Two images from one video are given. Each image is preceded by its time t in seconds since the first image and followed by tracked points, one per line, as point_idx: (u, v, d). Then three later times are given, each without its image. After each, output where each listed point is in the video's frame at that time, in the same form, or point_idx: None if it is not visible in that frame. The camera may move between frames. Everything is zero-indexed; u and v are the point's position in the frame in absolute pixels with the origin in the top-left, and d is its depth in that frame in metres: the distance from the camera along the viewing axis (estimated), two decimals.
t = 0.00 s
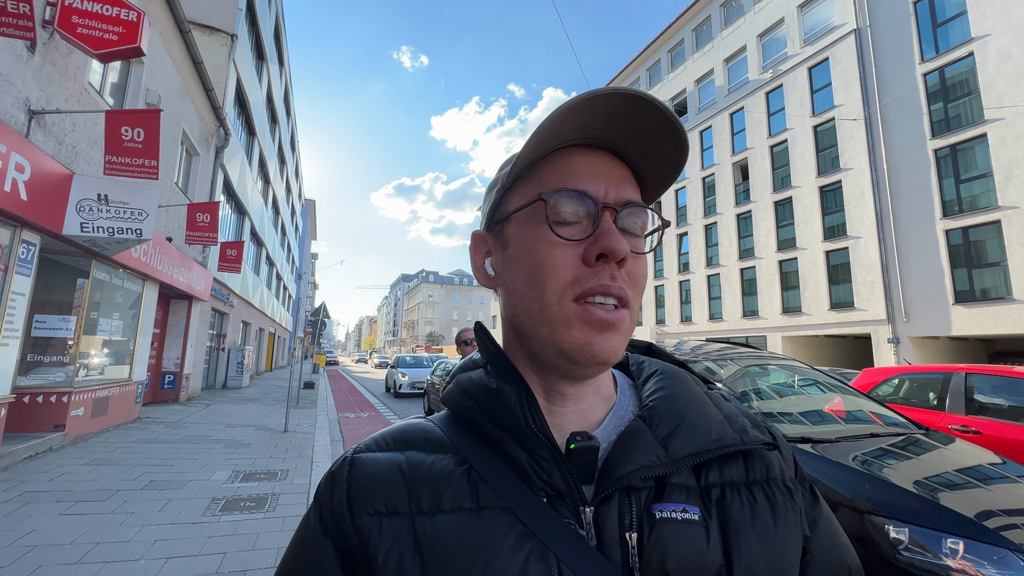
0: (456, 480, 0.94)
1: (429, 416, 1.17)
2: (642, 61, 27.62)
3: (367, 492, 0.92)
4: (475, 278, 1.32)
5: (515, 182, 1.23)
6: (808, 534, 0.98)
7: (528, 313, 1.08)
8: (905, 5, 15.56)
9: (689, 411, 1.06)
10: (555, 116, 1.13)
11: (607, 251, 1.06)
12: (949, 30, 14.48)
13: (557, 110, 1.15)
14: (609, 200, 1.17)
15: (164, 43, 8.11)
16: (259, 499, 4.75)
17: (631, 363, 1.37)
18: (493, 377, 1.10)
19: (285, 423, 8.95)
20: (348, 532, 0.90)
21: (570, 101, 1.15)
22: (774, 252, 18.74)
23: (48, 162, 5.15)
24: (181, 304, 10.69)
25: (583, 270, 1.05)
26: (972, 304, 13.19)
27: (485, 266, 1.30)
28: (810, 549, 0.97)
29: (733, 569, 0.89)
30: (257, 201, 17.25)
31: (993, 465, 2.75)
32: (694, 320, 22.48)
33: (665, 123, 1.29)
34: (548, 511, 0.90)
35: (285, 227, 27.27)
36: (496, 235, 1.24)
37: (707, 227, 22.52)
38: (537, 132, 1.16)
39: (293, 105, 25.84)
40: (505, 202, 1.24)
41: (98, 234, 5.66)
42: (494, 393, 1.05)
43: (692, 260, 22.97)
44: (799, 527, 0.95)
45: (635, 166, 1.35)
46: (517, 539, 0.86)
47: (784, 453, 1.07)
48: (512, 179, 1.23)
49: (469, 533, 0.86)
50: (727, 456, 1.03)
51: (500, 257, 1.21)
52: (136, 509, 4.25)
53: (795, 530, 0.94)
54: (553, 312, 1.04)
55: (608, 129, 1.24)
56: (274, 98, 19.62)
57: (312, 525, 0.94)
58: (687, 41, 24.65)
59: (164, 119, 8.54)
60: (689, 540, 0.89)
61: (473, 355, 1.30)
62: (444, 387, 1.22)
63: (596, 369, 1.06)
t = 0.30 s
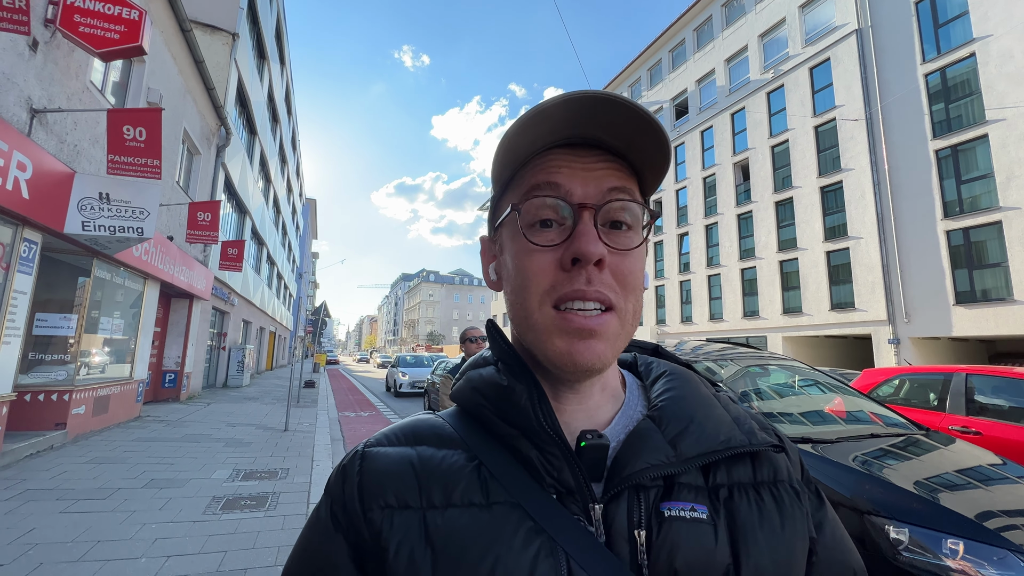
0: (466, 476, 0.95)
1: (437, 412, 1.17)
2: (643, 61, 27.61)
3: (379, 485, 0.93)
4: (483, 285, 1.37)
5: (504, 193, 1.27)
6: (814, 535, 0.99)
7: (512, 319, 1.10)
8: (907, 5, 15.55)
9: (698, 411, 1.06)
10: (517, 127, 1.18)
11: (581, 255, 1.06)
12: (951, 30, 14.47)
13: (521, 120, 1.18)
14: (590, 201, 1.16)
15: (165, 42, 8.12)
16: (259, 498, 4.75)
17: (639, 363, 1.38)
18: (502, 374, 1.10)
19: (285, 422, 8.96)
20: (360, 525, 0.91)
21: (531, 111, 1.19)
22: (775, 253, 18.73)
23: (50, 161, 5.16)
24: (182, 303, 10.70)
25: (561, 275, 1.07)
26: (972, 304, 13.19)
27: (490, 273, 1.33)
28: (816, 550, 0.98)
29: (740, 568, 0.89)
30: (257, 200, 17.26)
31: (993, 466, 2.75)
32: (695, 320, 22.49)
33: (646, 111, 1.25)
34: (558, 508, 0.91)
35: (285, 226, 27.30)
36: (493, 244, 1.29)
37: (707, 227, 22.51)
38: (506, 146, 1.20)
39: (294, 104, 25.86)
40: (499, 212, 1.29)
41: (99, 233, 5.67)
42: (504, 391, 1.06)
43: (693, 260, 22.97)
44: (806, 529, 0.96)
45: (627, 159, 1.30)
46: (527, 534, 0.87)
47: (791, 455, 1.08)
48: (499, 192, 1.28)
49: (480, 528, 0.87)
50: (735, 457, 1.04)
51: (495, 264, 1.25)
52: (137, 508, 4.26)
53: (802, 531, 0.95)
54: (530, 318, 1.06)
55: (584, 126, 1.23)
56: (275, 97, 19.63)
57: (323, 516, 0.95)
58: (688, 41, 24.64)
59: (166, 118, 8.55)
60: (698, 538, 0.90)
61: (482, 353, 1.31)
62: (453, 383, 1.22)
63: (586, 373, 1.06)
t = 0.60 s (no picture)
0: (464, 478, 0.94)
1: (435, 412, 1.17)
2: (644, 60, 27.60)
3: (376, 487, 0.93)
4: (481, 285, 1.35)
5: (502, 191, 1.26)
6: (812, 539, 0.98)
7: (513, 319, 1.10)
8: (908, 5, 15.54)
9: (697, 413, 1.06)
10: (514, 126, 1.18)
11: (582, 254, 1.06)
12: (952, 31, 14.46)
13: (519, 118, 1.17)
14: (589, 197, 1.16)
15: (165, 40, 8.10)
16: (258, 497, 4.74)
17: (639, 365, 1.37)
18: (501, 375, 1.10)
19: (285, 421, 8.94)
20: (356, 526, 0.90)
21: (529, 108, 1.19)
22: (775, 253, 18.72)
23: (51, 159, 5.17)
24: (182, 301, 10.70)
25: (562, 275, 1.06)
26: (972, 305, 13.18)
27: (489, 273, 1.32)
28: (815, 554, 0.98)
29: (739, 571, 0.89)
30: (257, 199, 17.26)
31: (992, 466, 2.75)
32: (695, 320, 22.48)
33: (643, 106, 1.25)
34: (556, 510, 0.90)
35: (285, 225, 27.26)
36: (493, 243, 1.27)
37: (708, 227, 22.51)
38: (504, 143, 1.19)
39: (293, 103, 25.80)
40: (497, 210, 1.28)
41: (99, 231, 5.66)
42: (502, 392, 1.06)
43: (693, 260, 22.97)
44: (804, 534, 0.95)
45: (626, 155, 1.29)
46: (524, 537, 0.86)
47: (790, 458, 1.07)
48: (498, 191, 1.28)
49: (477, 529, 0.87)
50: (734, 461, 1.03)
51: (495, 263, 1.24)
52: (136, 506, 4.26)
53: (802, 536, 0.94)
54: (532, 318, 1.05)
55: (582, 123, 1.22)
56: (276, 96, 19.63)
57: (319, 518, 0.95)
58: (689, 41, 24.62)
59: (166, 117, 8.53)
60: (698, 542, 0.89)
61: (481, 353, 1.30)
62: (451, 383, 1.22)
63: (586, 375, 1.06)
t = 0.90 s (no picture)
0: (465, 482, 0.94)
1: (435, 415, 1.16)
2: (644, 59, 27.57)
3: (376, 491, 0.92)
4: (482, 286, 1.33)
5: (505, 191, 1.24)
6: (816, 545, 0.97)
7: (519, 321, 1.08)
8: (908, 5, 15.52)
9: (701, 417, 1.05)
10: (521, 125, 1.15)
11: (591, 257, 1.05)
12: (952, 30, 14.45)
13: (526, 117, 1.15)
14: (596, 199, 1.15)
15: (164, 38, 8.08)
16: (258, 496, 4.74)
17: (641, 367, 1.37)
18: (502, 379, 1.09)
19: (284, 420, 8.93)
20: (356, 531, 0.90)
21: (536, 109, 1.16)
22: (774, 252, 18.73)
23: (49, 157, 5.14)
24: (181, 300, 10.68)
25: (569, 278, 1.05)
26: (971, 305, 13.19)
27: (491, 274, 1.31)
28: (819, 559, 0.97)
29: None
30: (257, 197, 17.24)
31: (991, 466, 2.75)
32: (694, 319, 22.49)
33: (647, 108, 1.24)
34: (558, 515, 0.90)
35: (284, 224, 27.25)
36: (495, 244, 1.26)
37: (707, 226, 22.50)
38: (511, 142, 1.17)
39: (293, 101, 25.76)
40: (500, 211, 1.26)
41: (98, 229, 5.64)
42: (504, 396, 1.05)
43: (692, 259, 22.98)
44: (809, 539, 0.95)
45: (629, 157, 1.29)
46: (526, 543, 0.85)
47: (793, 463, 1.07)
48: (501, 191, 1.25)
49: (478, 534, 0.86)
50: (739, 465, 1.02)
51: (497, 265, 1.22)
52: (135, 505, 4.25)
53: (806, 541, 0.93)
54: (539, 321, 1.04)
55: (588, 124, 1.21)
56: (275, 94, 19.60)
57: (318, 523, 0.94)
58: (689, 40, 24.59)
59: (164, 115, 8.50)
60: (701, 548, 0.88)
61: (481, 355, 1.29)
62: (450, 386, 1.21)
63: (592, 377, 1.05)
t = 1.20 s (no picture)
0: (471, 479, 0.94)
1: (440, 412, 1.16)
2: (643, 58, 27.53)
3: (382, 489, 0.92)
4: (488, 281, 1.33)
5: (518, 184, 1.23)
6: (820, 539, 0.98)
7: (532, 317, 1.08)
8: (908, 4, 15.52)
9: (705, 414, 1.05)
10: (543, 117, 1.13)
11: (608, 253, 1.05)
12: (952, 30, 14.44)
13: (548, 110, 1.13)
14: (612, 196, 1.15)
15: (163, 36, 8.06)
16: (258, 494, 4.75)
17: (645, 364, 1.37)
18: (509, 375, 1.09)
19: (284, 418, 8.94)
20: (363, 528, 0.90)
21: (557, 101, 1.15)
22: (773, 251, 18.75)
23: (48, 155, 5.13)
24: (180, 298, 10.68)
25: (585, 276, 1.05)
26: (969, 304, 13.22)
27: (498, 268, 1.31)
28: (822, 554, 0.97)
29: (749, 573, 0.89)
30: (256, 195, 17.21)
31: (988, 464, 2.77)
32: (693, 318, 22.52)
33: (665, 107, 1.26)
34: (565, 511, 0.90)
35: (283, 222, 27.21)
36: (505, 237, 1.25)
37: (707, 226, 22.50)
38: (530, 134, 1.15)
39: (293, 99, 25.70)
40: (511, 205, 1.25)
41: (97, 228, 5.64)
42: (510, 392, 1.05)
43: (692, 258, 22.99)
44: (813, 535, 0.95)
45: (643, 154, 1.31)
46: (533, 538, 0.86)
47: (797, 459, 1.07)
48: (513, 184, 1.24)
49: (486, 530, 0.86)
50: (743, 461, 1.03)
51: (508, 259, 1.22)
52: (136, 503, 4.25)
53: (809, 536, 0.94)
54: (554, 317, 1.04)
55: (607, 120, 1.21)
56: (274, 92, 19.55)
57: (324, 518, 0.94)
58: (689, 39, 24.56)
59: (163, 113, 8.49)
60: (707, 544, 0.89)
61: (486, 352, 1.29)
62: (455, 382, 1.21)
63: (604, 373, 1.05)
